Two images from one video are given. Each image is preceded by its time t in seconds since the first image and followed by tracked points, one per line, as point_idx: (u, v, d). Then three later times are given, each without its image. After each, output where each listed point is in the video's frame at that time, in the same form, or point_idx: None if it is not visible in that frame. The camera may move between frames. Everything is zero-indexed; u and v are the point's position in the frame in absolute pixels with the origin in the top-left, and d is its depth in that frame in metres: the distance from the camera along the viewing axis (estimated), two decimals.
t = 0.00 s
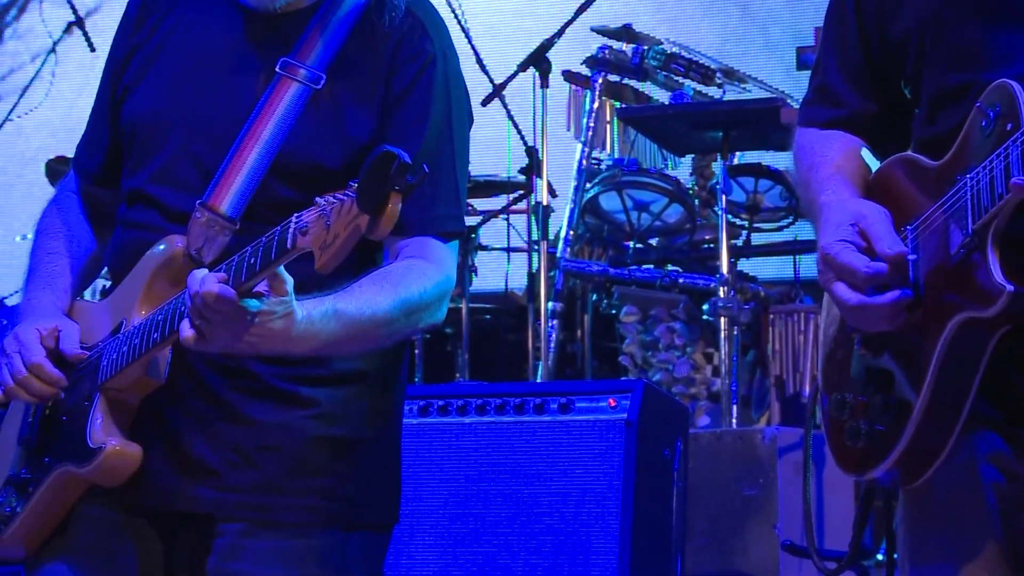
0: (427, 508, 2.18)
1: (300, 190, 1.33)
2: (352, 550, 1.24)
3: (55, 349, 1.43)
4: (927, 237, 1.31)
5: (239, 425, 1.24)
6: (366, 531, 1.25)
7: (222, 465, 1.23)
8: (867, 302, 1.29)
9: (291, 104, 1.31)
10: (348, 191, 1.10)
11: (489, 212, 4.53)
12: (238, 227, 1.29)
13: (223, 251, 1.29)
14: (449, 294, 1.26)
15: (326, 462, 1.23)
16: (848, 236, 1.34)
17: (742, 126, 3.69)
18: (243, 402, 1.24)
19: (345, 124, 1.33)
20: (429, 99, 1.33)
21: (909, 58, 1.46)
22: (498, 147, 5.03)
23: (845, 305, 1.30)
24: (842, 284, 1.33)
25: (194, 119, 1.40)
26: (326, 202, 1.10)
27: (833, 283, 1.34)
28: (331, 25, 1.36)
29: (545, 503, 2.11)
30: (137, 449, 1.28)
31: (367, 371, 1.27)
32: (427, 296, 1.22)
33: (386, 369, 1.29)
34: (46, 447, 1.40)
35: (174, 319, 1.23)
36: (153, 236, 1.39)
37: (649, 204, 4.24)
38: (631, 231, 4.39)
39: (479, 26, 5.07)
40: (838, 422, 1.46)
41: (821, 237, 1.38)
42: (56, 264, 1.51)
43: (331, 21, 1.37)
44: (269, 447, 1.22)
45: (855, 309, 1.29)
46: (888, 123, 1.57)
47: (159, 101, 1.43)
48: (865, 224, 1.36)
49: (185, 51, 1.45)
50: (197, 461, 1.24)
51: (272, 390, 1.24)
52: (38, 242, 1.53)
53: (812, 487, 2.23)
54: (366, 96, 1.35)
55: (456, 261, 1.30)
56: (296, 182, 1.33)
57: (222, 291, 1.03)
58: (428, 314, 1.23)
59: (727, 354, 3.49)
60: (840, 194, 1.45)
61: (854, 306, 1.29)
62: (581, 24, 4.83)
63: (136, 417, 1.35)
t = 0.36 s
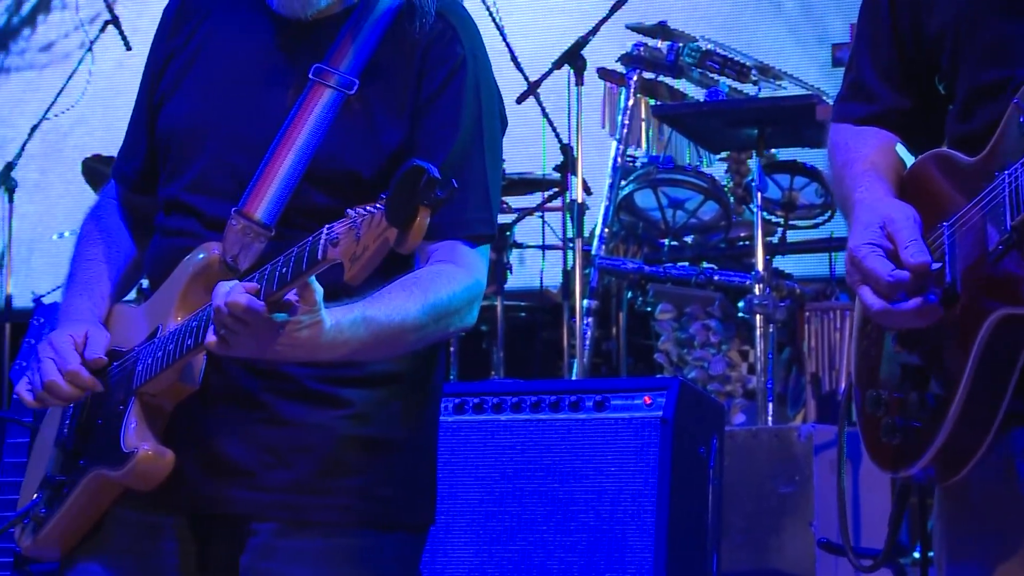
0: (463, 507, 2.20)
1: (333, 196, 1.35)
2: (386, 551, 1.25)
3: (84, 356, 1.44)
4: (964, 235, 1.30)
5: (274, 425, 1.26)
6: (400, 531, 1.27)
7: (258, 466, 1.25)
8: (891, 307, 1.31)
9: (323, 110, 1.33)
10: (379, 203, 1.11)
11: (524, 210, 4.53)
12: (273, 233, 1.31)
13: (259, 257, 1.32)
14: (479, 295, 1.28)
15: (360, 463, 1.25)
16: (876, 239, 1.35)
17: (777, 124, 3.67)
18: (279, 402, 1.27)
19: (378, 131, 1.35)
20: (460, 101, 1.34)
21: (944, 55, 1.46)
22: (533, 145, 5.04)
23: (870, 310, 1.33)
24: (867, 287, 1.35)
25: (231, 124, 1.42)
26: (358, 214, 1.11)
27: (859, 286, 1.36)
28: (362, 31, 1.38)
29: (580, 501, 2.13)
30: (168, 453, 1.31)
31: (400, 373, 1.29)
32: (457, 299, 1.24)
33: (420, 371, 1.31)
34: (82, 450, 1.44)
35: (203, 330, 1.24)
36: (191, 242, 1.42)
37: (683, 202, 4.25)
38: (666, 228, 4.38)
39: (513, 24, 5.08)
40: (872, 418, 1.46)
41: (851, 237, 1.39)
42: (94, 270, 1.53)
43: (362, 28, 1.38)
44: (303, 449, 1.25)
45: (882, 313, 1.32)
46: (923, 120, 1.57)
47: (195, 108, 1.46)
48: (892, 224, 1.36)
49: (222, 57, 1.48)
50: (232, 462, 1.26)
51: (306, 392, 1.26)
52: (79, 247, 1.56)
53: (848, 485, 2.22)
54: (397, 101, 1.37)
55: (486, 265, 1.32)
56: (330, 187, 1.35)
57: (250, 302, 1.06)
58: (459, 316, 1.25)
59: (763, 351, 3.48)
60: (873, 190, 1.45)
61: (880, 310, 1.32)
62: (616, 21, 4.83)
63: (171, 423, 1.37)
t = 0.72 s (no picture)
0: (503, 502, 2.23)
1: (369, 190, 1.38)
2: (425, 546, 1.27)
3: (119, 353, 1.48)
4: (1003, 230, 1.28)
5: (311, 417, 1.29)
6: (440, 526, 1.29)
7: (295, 458, 1.28)
8: (932, 300, 1.31)
9: (361, 105, 1.36)
10: (412, 193, 1.11)
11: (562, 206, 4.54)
12: (310, 228, 1.33)
13: (296, 250, 1.33)
14: (515, 291, 1.29)
15: (396, 456, 1.28)
16: (917, 233, 1.35)
17: (817, 119, 3.66)
18: (314, 395, 1.29)
19: (416, 127, 1.38)
20: (496, 95, 1.35)
21: (983, 48, 1.46)
22: (571, 140, 5.04)
23: (911, 303, 1.33)
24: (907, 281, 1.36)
25: (271, 122, 1.45)
26: (392, 204, 1.10)
27: (900, 279, 1.36)
28: (399, 26, 1.40)
29: (619, 496, 2.14)
30: (208, 446, 1.32)
31: (436, 366, 1.31)
32: (494, 293, 1.25)
33: (458, 367, 1.33)
34: (122, 445, 1.46)
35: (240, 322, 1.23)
36: (231, 237, 1.44)
37: (722, 198, 4.23)
38: (705, 224, 4.35)
39: (551, 19, 5.08)
40: (912, 414, 1.47)
41: (890, 232, 1.39)
42: (134, 269, 1.57)
43: (398, 24, 1.41)
44: (342, 442, 1.27)
45: (922, 306, 1.31)
46: (962, 113, 1.56)
47: (234, 106, 1.49)
48: (933, 218, 1.36)
49: (263, 57, 1.51)
50: (269, 453, 1.29)
51: (344, 385, 1.29)
52: (120, 246, 1.61)
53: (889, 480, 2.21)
54: (434, 96, 1.39)
55: (522, 259, 1.33)
56: (368, 183, 1.38)
57: (284, 293, 1.09)
58: (495, 310, 1.27)
59: (803, 348, 3.47)
60: (913, 185, 1.45)
61: (920, 304, 1.31)
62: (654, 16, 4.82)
63: (209, 416, 1.38)
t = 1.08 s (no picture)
0: (543, 497, 2.24)
1: (406, 184, 1.40)
2: (464, 539, 1.30)
3: (165, 344, 1.49)
4: None
5: (351, 413, 1.32)
6: (479, 520, 1.32)
7: (335, 454, 1.31)
8: (977, 289, 1.29)
9: (399, 100, 1.37)
10: (453, 184, 1.13)
11: (601, 201, 4.55)
12: (348, 222, 1.35)
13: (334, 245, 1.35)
14: (551, 285, 1.31)
15: (435, 452, 1.30)
16: (959, 222, 1.35)
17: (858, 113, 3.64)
18: (355, 391, 1.32)
19: (453, 123, 1.40)
20: (533, 92, 1.37)
21: None
22: (610, 135, 5.05)
23: (956, 292, 1.31)
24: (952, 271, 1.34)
25: (308, 117, 1.47)
26: (433, 196, 1.14)
27: (945, 270, 1.35)
28: (438, 20, 1.42)
29: (659, 492, 2.16)
30: (247, 440, 1.36)
31: (474, 361, 1.33)
32: (533, 289, 1.27)
33: (496, 362, 1.35)
34: (161, 438, 1.49)
35: (285, 311, 1.24)
36: (269, 231, 1.47)
37: (762, 191, 4.23)
38: (745, 219, 4.33)
39: (591, 14, 5.08)
40: (954, 410, 1.47)
41: (931, 224, 1.39)
42: (172, 264, 1.62)
43: (436, 19, 1.42)
44: (381, 437, 1.30)
45: (967, 295, 1.30)
46: (1004, 107, 1.55)
47: (271, 102, 1.51)
48: (976, 207, 1.36)
49: (300, 52, 1.52)
50: (311, 450, 1.32)
51: (384, 379, 1.32)
52: (158, 242, 1.66)
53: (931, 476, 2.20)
54: (471, 92, 1.41)
55: (557, 253, 1.35)
56: (406, 179, 1.40)
57: (332, 281, 1.10)
58: (533, 305, 1.28)
59: (844, 342, 3.47)
60: (953, 178, 1.45)
61: (966, 293, 1.30)
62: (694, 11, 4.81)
63: (249, 410, 1.41)
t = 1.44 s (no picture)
0: (584, 491, 2.26)
1: (444, 175, 1.42)
2: (503, 530, 1.33)
3: (191, 334, 1.52)
4: None
5: (389, 408, 1.34)
6: (518, 513, 1.35)
7: (374, 449, 1.33)
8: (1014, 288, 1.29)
9: (435, 91, 1.39)
10: (492, 176, 1.16)
11: (641, 195, 4.56)
12: (385, 214, 1.37)
13: (371, 238, 1.37)
14: (590, 272, 1.33)
15: (476, 445, 1.32)
16: (999, 220, 1.34)
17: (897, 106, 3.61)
18: (393, 385, 1.34)
19: (491, 112, 1.42)
20: (569, 83, 1.39)
21: None
22: (650, 130, 5.04)
23: (992, 290, 1.31)
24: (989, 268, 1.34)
25: (345, 107, 1.50)
26: (472, 189, 1.15)
27: (981, 267, 1.34)
28: (476, 9, 1.44)
29: (699, 486, 2.17)
30: (286, 434, 1.38)
31: (513, 354, 1.35)
32: (575, 276, 1.29)
33: (535, 356, 1.37)
34: (200, 431, 1.51)
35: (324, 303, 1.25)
36: (305, 224, 1.49)
37: (802, 185, 4.19)
38: (785, 213, 4.33)
39: (630, 7, 5.07)
40: (996, 408, 1.46)
41: (971, 220, 1.38)
42: (208, 256, 1.65)
43: (476, 6, 1.44)
44: (418, 431, 1.32)
45: (1004, 294, 1.30)
46: None
47: (309, 94, 1.54)
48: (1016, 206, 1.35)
49: (338, 46, 1.54)
50: (351, 445, 1.34)
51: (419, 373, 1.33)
52: (195, 234, 1.70)
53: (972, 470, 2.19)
54: (509, 80, 1.43)
55: (595, 241, 1.36)
56: (442, 168, 1.42)
57: (382, 266, 1.09)
58: (575, 292, 1.30)
59: (885, 336, 3.46)
60: (996, 174, 1.44)
61: (1002, 291, 1.30)
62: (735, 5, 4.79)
63: (288, 402, 1.43)
